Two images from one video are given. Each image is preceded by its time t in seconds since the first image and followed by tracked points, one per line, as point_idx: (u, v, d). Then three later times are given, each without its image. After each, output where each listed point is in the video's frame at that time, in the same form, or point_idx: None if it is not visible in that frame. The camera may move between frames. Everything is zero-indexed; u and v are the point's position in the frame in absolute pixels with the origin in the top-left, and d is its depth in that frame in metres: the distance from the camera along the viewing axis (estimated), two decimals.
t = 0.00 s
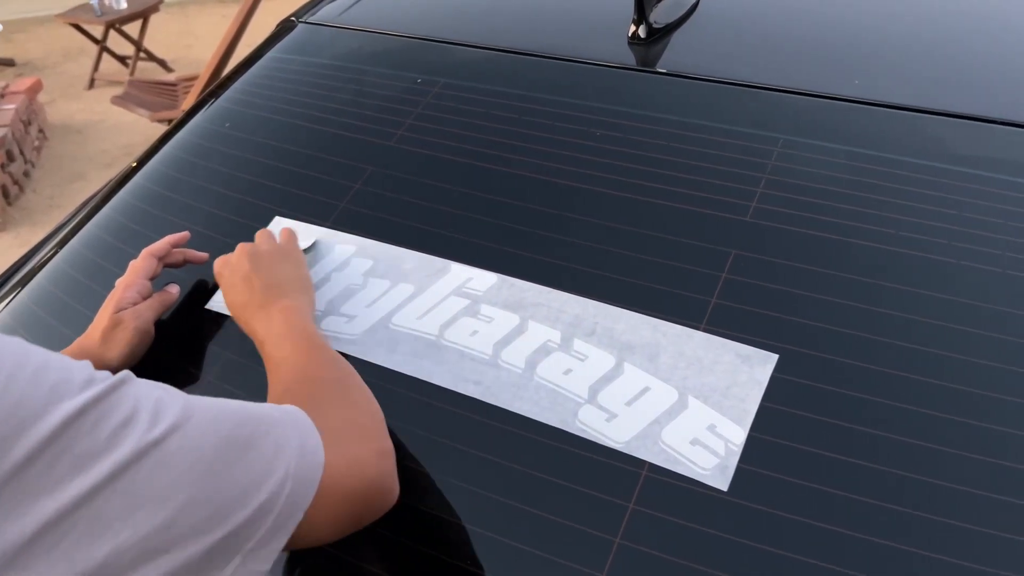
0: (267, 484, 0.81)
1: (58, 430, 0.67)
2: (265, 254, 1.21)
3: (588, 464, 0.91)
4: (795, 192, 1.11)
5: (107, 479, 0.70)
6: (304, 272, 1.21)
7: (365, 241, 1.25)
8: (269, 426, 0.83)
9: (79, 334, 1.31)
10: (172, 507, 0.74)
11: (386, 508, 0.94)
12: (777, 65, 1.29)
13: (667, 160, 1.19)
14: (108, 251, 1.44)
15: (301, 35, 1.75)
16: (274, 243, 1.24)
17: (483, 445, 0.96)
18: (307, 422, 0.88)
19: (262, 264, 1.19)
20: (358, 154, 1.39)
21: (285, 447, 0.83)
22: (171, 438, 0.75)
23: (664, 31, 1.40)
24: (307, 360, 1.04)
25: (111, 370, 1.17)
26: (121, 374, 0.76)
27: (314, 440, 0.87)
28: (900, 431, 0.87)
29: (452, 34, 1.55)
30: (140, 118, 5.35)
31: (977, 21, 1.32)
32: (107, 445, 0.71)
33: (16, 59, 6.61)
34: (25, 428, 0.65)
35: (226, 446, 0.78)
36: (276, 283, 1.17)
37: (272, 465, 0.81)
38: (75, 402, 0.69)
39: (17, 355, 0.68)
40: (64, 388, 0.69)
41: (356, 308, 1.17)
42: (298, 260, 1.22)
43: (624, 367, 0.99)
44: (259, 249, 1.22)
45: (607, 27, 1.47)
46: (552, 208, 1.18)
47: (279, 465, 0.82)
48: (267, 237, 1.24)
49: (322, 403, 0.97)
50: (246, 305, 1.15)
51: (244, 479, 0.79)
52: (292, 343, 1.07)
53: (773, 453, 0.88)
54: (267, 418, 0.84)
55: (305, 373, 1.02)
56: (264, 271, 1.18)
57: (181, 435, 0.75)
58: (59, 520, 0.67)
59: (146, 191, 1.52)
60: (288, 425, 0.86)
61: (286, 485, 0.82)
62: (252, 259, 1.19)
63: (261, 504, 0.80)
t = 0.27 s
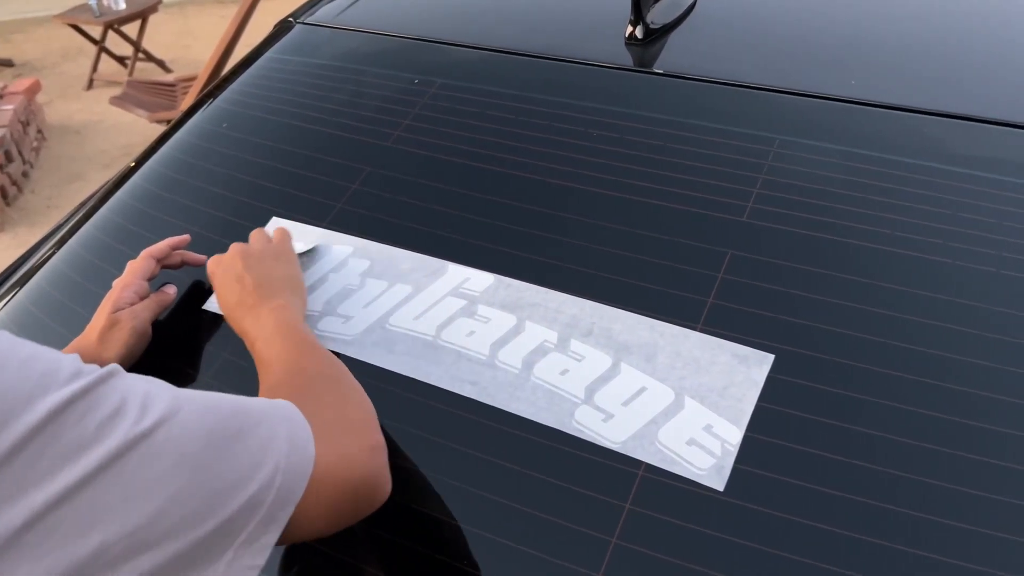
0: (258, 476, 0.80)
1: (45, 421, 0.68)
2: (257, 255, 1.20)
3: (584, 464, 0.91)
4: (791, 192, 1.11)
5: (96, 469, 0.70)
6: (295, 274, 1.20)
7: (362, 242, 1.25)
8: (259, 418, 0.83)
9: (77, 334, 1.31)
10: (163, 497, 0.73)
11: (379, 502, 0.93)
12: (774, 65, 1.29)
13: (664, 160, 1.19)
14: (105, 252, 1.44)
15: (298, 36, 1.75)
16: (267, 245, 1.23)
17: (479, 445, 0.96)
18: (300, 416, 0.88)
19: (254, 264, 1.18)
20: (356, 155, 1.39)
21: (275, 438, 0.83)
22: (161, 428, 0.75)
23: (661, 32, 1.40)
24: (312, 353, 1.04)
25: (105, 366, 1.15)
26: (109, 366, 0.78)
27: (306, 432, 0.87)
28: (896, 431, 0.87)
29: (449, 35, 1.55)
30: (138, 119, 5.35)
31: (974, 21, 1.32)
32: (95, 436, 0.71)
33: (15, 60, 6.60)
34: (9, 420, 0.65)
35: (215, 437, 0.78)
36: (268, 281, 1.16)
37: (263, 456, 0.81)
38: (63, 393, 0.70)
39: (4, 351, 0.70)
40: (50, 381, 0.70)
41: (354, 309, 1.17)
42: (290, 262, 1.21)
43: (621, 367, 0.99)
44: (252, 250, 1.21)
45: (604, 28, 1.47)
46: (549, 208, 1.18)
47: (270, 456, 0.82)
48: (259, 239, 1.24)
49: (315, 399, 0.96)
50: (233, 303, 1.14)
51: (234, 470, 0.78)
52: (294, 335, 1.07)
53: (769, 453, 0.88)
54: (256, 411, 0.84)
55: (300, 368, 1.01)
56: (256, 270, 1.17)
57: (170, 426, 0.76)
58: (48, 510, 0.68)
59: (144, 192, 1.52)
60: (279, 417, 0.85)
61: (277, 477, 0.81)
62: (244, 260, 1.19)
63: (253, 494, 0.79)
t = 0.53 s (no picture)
0: (250, 481, 0.80)
1: (43, 424, 0.67)
2: (257, 252, 1.20)
3: (585, 464, 0.91)
4: (791, 192, 1.11)
5: (92, 473, 0.70)
6: (292, 270, 1.20)
7: (363, 242, 1.25)
8: (252, 422, 0.83)
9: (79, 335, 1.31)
10: (156, 502, 0.74)
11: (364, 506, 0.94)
12: (774, 66, 1.29)
13: (664, 160, 1.19)
14: (106, 253, 1.44)
15: (298, 36, 1.75)
16: (268, 243, 1.23)
17: (480, 445, 0.96)
18: (290, 420, 0.88)
19: (252, 260, 1.19)
20: (356, 155, 1.39)
21: (268, 442, 0.83)
22: (157, 433, 0.75)
23: (661, 32, 1.40)
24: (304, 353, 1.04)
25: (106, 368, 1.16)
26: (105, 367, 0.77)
27: (296, 436, 0.87)
28: (895, 430, 0.87)
29: (449, 35, 1.56)
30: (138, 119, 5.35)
31: (972, 21, 1.32)
32: (92, 439, 0.71)
33: (14, 60, 6.60)
34: (6, 422, 0.65)
35: (209, 441, 0.78)
36: (264, 279, 1.16)
37: (255, 461, 0.81)
38: (61, 395, 0.69)
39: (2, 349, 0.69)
40: (47, 382, 0.69)
41: (354, 309, 1.18)
42: (290, 261, 1.21)
43: (621, 367, 0.99)
44: (252, 247, 1.21)
45: (604, 28, 1.48)
46: (549, 208, 1.18)
47: (263, 460, 0.82)
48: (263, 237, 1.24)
49: (305, 400, 0.97)
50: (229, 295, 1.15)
51: (226, 475, 0.79)
52: (287, 334, 1.07)
53: (769, 453, 0.89)
54: (250, 415, 0.84)
55: (289, 368, 1.01)
56: (252, 266, 1.17)
57: (165, 430, 0.75)
58: (43, 512, 0.68)
59: (144, 193, 1.52)
60: (271, 421, 0.86)
61: (268, 482, 0.82)
62: (243, 257, 1.19)
63: (244, 499, 0.80)
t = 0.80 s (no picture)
0: (250, 469, 0.80)
1: (44, 416, 0.67)
2: (259, 240, 1.21)
3: (585, 464, 0.91)
4: (791, 192, 1.11)
5: (93, 464, 0.70)
6: (293, 260, 1.21)
7: (364, 243, 1.25)
8: (252, 411, 0.83)
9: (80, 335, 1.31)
10: (157, 491, 0.74)
11: (367, 492, 0.94)
12: (774, 66, 1.30)
13: (664, 161, 1.20)
14: (107, 253, 1.45)
15: (298, 37, 1.75)
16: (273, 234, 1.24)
17: (480, 445, 0.96)
18: (291, 407, 0.88)
19: (253, 248, 1.20)
20: (356, 155, 1.39)
21: (268, 430, 0.83)
22: (157, 423, 0.75)
23: (661, 33, 1.40)
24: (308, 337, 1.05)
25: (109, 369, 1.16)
26: (105, 358, 0.77)
27: (297, 425, 0.87)
28: (895, 430, 0.87)
29: (449, 36, 1.56)
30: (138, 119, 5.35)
31: (972, 22, 1.33)
32: (92, 431, 0.71)
33: (14, 61, 6.60)
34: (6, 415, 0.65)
35: (209, 431, 0.78)
36: (266, 265, 1.17)
37: (255, 450, 0.81)
38: (62, 387, 0.69)
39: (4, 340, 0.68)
40: (48, 375, 0.69)
41: (355, 309, 1.18)
42: (291, 253, 1.22)
43: (622, 367, 0.99)
44: (256, 235, 1.22)
45: (603, 29, 1.48)
46: (549, 209, 1.18)
47: (263, 448, 0.82)
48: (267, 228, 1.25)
49: (308, 385, 0.97)
50: (228, 277, 1.17)
51: (227, 464, 0.79)
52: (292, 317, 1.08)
53: (769, 453, 0.89)
54: (250, 404, 0.84)
55: (292, 351, 1.01)
56: (253, 254, 1.18)
57: (166, 421, 0.75)
58: (43, 504, 0.68)
59: (144, 193, 1.53)
60: (272, 409, 0.86)
61: (269, 470, 0.82)
62: (245, 244, 1.20)
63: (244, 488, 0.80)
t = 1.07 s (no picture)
0: (253, 462, 0.79)
1: (42, 413, 0.67)
2: (239, 252, 1.21)
3: (585, 463, 0.91)
4: (791, 192, 1.11)
5: (92, 460, 0.70)
6: (274, 267, 1.21)
7: (363, 241, 1.25)
8: (253, 404, 0.82)
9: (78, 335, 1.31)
10: (158, 486, 0.74)
11: (366, 487, 0.93)
12: (774, 66, 1.29)
13: (664, 160, 1.19)
14: (105, 252, 1.44)
15: (298, 36, 1.75)
16: (251, 245, 1.24)
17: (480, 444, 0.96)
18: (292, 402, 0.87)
19: (234, 261, 1.19)
20: (355, 155, 1.39)
21: (270, 422, 0.82)
22: (156, 418, 0.74)
23: (661, 32, 1.40)
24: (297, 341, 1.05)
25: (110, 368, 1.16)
26: (103, 356, 0.77)
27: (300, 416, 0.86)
28: (895, 430, 0.87)
29: (449, 35, 1.56)
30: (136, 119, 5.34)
31: (972, 21, 1.33)
32: (91, 427, 0.71)
33: (13, 60, 6.59)
34: (6, 414, 0.65)
35: (210, 424, 0.77)
36: (248, 276, 1.17)
37: (258, 442, 0.80)
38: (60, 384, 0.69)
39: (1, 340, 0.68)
40: (46, 374, 0.69)
41: (354, 308, 1.18)
42: (271, 260, 1.22)
43: (621, 367, 0.99)
44: (235, 248, 1.22)
45: (603, 28, 1.48)
46: (548, 209, 1.18)
47: (266, 441, 0.81)
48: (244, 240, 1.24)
49: (308, 382, 0.97)
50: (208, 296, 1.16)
51: (230, 456, 0.78)
52: (279, 324, 1.08)
53: (769, 452, 0.89)
54: (250, 396, 0.83)
55: (291, 351, 1.02)
56: (235, 266, 1.18)
57: (165, 416, 0.75)
58: (44, 502, 0.68)
59: (143, 192, 1.52)
60: (274, 401, 0.84)
61: (272, 462, 0.81)
62: (227, 259, 1.20)
63: (249, 480, 0.79)
